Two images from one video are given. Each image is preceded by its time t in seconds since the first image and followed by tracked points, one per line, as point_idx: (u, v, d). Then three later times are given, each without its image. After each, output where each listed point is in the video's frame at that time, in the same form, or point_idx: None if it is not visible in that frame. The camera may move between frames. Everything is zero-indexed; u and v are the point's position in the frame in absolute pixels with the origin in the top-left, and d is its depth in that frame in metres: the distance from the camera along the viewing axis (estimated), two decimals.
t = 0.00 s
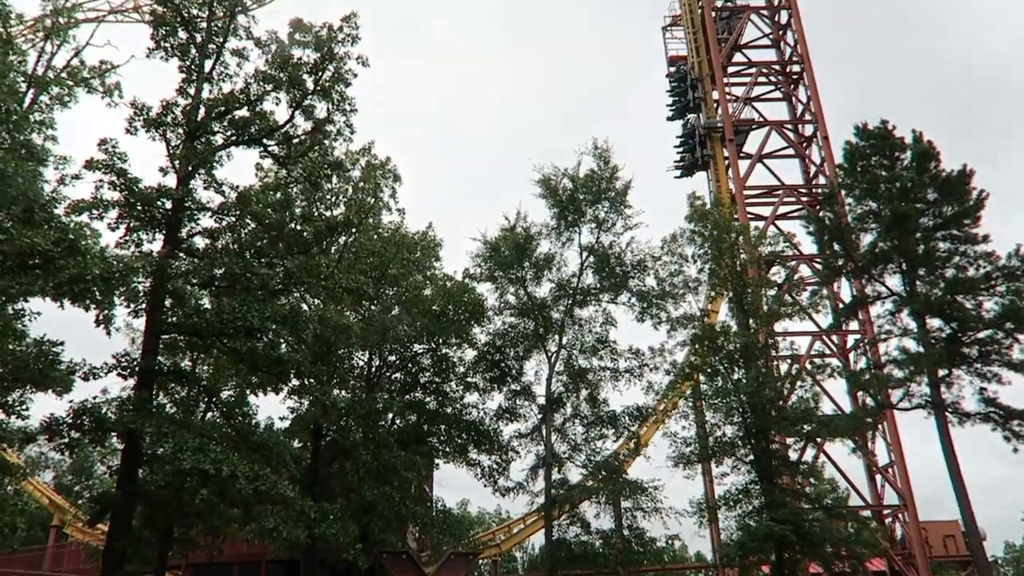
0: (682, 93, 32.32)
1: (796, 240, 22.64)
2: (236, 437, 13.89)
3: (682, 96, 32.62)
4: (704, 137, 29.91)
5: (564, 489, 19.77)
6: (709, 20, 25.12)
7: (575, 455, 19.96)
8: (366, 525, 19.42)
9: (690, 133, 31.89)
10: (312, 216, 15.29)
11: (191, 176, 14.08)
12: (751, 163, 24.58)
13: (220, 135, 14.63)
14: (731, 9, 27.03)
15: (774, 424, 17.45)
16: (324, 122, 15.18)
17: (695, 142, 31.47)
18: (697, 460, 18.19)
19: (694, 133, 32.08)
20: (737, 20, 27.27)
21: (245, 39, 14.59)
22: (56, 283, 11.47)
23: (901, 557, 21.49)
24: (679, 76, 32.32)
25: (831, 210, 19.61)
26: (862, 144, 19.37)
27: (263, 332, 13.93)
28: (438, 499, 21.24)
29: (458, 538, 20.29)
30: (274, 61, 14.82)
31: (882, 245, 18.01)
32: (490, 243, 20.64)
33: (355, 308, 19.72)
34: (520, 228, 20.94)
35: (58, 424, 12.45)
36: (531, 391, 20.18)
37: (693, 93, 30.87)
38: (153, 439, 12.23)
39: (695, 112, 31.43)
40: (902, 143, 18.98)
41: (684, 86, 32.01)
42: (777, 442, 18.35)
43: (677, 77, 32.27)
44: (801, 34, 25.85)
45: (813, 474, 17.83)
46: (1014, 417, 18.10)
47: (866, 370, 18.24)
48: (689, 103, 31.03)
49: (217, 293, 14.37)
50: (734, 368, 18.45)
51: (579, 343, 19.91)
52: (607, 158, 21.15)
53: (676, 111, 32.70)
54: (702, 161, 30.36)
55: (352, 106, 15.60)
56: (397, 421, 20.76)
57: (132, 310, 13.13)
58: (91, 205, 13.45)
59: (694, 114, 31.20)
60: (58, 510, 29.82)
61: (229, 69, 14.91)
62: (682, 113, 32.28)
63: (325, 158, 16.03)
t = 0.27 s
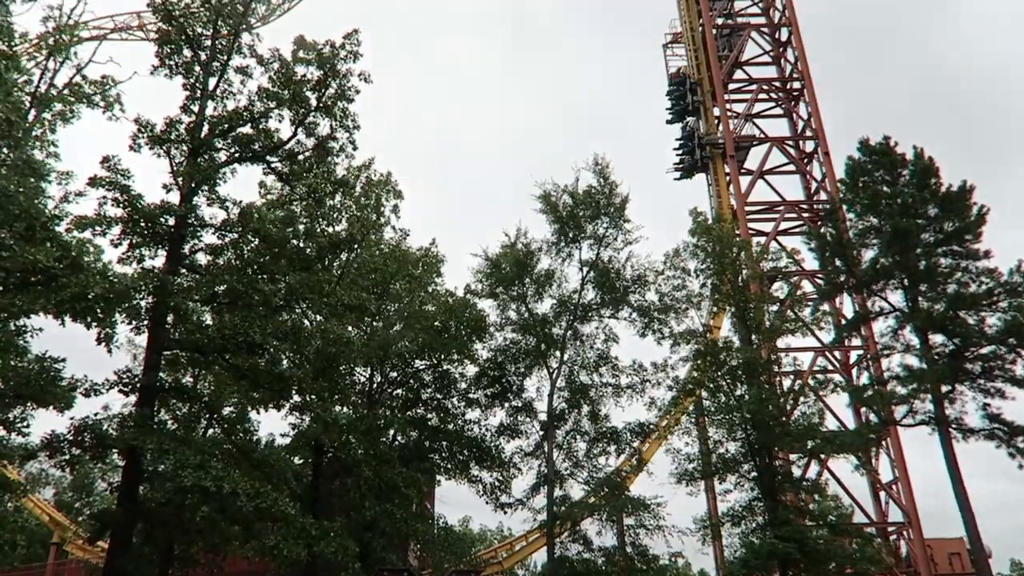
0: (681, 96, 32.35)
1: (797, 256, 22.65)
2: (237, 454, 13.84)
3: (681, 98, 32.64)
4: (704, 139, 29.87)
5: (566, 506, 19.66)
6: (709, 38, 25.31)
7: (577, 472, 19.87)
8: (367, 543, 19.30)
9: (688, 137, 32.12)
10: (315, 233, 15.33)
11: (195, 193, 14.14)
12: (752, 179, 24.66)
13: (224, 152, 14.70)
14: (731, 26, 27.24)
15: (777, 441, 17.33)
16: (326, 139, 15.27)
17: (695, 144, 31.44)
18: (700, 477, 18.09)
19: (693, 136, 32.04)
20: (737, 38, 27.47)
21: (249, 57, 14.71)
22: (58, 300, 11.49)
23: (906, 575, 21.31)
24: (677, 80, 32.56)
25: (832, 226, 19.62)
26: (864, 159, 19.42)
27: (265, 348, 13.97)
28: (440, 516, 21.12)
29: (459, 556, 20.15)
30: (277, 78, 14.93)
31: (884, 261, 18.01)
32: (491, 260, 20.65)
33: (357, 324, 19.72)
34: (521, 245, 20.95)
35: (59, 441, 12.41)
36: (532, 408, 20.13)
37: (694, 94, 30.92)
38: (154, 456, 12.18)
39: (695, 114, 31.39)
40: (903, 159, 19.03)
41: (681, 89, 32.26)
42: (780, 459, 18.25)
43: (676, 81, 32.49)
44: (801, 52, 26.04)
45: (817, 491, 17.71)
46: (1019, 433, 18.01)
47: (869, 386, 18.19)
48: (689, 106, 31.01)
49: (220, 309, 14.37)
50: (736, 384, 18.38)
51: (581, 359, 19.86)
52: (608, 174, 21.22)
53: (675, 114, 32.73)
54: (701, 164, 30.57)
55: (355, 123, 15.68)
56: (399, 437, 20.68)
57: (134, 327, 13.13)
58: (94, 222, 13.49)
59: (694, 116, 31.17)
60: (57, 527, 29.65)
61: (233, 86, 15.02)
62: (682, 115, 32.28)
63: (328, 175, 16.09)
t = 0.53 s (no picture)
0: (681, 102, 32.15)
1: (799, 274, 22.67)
2: (238, 474, 13.78)
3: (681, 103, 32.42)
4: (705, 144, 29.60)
5: (568, 527, 19.51)
6: (710, 57, 25.49)
7: (580, 491, 19.74)
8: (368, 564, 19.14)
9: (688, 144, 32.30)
10: (317, 252, 15.40)
11: (198, 213, 14.19)
12: (753, 198, 24.73)
13: (227, 172, 14.76)
14: (731, 46, 27.45)
15: (781, 460, 17.15)
16: (329, 158, 15.35)
17: (695, 149, 31.17)
18: (703, 497, 17.96)
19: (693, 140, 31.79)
20: (737, 57, 27.67)
21: (252, 78, 14.81)
22: (61, 320, 11.50)
23: None
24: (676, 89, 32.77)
25: (834, 244, 19.63)
26: (865, 178, 19.48)
27: (267, 368, 13.90)
28: (441, 537, 20.96)
29: None
30: (280, 98, 15.04)
31: (887, 279, 17.99)
32: (492, 279, 20.57)
33: (360, 343, 19.72)
34: (522, 263, 20.87)
35: (60, 462, 12.38)
36: (534, 427, 20.05)
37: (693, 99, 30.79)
38: (155, 476, 12.13)
39: (695, 118, 31.11)
40: (904, 178, 19.08)
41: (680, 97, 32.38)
42: (784, 478, 18.12)
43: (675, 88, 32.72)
44: (801, 71, 26.21)
45: (821, 511, 17.57)
46: None
47: (872, 404, 18.12)
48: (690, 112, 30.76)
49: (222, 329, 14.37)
50: (739, 403, 18.29)
51: (583, 378, 19.78)
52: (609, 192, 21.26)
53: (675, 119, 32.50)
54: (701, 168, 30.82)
55: (358, 142, 15.75)
56: (400, 457, 20.57)
57: (136, 346, 13.11)
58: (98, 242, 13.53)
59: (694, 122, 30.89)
60: (56, 548, 29.44)
61: (237, 106, 15.12)
62: (682, 121, 32.04)
63: (330, 194, 16.16)
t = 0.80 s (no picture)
0: (681, 104, 31.66)
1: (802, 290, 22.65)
2: (240, 489, 13.73)
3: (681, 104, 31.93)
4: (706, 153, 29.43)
5: (571, 543, 19.37)
6: (712, 74, 25.62)
7: (582, 507, 19.61)
8: None
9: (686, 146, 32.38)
10: (321, 267, 15.44)
11: (202, 228, 14.24)
12: (756, 214, 24.77)
13: (231, 187, 14.82)
14: (733, 62, 27.60)
15: (785, 476, 16.99)
16: (333, 172, 15.42)
17: (696, 151, 30.64)
18: (707, 513, 17.84)
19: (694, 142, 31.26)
20: (739, 74, 27.81)
21: (257, 93, 14.92)
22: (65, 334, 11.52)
23: None
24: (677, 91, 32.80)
25: (837, 259, 19.63)
26: (868, 194, 19.51)
27: (270, 383, 13.79)
28: (443, 552, 20.83)
29: None
30: (285, 113, 15.14)
31: (890, 294, 17.97)
32: (493, 295, 20.37)
33: (362, 358, 19.70)
34: (523, 279, 20.57)
35: (63, 475, 12.37)
36: (537, 443, 19.96)
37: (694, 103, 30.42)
38: (156, 491, 12.10)
39: (696, 120, 30.56)
40: (907, 193, 19.11)
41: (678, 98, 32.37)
42: (788, 495, 18.01)
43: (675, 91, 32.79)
44: (803, 87, 26.33)
45: (826, 527, 17.43)
46: None
47: (876, 421, 18.04)
48: (689, 115, 30.21)
49: (225, 344, 14.37)
50: (743, 418, 18.20)
51: (585, 394, 19.60)
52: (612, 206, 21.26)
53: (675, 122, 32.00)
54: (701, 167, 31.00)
55: (361, 157, 15.81)
56: (402, 472, 20.48)
57: (139, 360, 13.12)
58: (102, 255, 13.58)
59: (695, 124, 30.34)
60: (57, 563, 29.30)
61: (242, 122, 15.20)
62: (683, 123, 31.51)
63: (334, 208, 16.21)
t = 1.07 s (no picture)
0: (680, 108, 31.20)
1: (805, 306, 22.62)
2: (240, 505, 13.66)
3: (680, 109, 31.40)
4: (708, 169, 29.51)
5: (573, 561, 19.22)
6: (714, 90, 25.74)
7: (585, 524, 19.51)
8: None
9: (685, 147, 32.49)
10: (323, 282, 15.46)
11: (205, 243, 14.27)
12: (758, 230, 24.81)
13: (234, 203, 14.86)
14: (735, 79, 27.75)
15: (788, 493, 16.85)
16: (336, 188, 15.46)
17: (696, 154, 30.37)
18: (710, 530, 17.72)
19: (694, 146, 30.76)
20: (741, 90, 27.94)
21: (261, 109, 14.98)
22: (67, 350, 11.50)
23: None
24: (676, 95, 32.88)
25: (840, 275, 19.61)
26: (870, 210, 19.54)
27: (272, 398, 13.74)
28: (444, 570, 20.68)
29: None
30: (288, 129, 15.21)
31: (893, 310, 17.93)
32: (494, 311, 20.28)
33: (364, 375, 19.67)
34: (523, 293, 20.43)
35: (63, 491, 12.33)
36: (538, 459, 19.86)
37: (692, 108, 29.91)
38: (157, 507, 12.04)
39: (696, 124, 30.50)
40: (908, 210, 19.14)
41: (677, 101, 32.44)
42: (792, 512, 17.88)
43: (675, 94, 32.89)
44: (804, 104, 26.45)
45: (830, 545, 17.29)
46: None
47: (880, 437, 17.95)
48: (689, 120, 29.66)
49: (227, 359, 14.35)
50: (746, 435, 18.08)
51: (587, 410, 19.41)
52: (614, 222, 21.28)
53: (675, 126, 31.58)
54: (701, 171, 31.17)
55: (364, 172, 15.87)
56: (404, 489, 20.37)
57: (140, 376, 13.10)
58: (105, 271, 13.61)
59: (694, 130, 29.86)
60: None
61: (245, 138, 15.27)
62: (683, 127, 31.00)
63: (337, 223, 16.25)
